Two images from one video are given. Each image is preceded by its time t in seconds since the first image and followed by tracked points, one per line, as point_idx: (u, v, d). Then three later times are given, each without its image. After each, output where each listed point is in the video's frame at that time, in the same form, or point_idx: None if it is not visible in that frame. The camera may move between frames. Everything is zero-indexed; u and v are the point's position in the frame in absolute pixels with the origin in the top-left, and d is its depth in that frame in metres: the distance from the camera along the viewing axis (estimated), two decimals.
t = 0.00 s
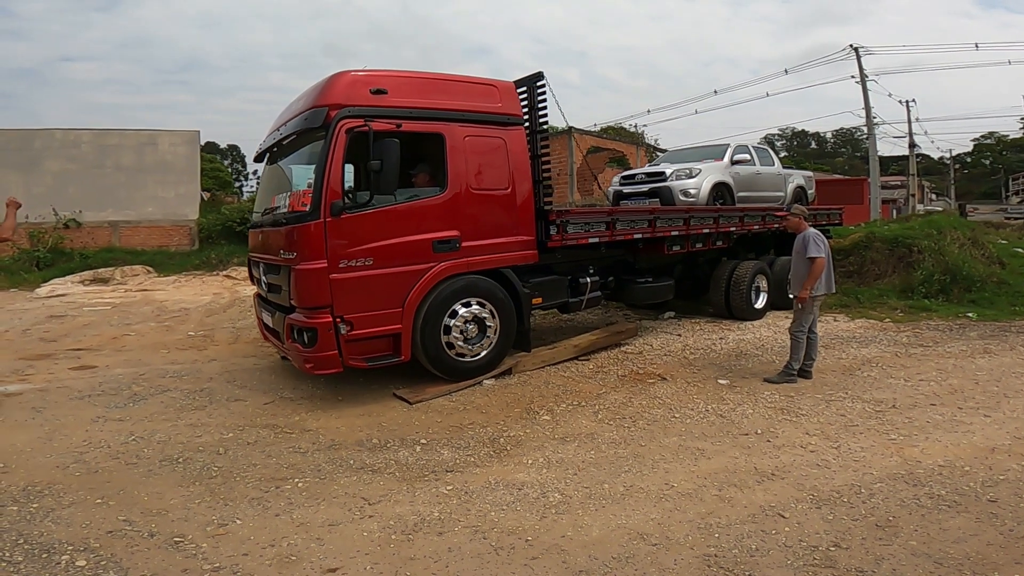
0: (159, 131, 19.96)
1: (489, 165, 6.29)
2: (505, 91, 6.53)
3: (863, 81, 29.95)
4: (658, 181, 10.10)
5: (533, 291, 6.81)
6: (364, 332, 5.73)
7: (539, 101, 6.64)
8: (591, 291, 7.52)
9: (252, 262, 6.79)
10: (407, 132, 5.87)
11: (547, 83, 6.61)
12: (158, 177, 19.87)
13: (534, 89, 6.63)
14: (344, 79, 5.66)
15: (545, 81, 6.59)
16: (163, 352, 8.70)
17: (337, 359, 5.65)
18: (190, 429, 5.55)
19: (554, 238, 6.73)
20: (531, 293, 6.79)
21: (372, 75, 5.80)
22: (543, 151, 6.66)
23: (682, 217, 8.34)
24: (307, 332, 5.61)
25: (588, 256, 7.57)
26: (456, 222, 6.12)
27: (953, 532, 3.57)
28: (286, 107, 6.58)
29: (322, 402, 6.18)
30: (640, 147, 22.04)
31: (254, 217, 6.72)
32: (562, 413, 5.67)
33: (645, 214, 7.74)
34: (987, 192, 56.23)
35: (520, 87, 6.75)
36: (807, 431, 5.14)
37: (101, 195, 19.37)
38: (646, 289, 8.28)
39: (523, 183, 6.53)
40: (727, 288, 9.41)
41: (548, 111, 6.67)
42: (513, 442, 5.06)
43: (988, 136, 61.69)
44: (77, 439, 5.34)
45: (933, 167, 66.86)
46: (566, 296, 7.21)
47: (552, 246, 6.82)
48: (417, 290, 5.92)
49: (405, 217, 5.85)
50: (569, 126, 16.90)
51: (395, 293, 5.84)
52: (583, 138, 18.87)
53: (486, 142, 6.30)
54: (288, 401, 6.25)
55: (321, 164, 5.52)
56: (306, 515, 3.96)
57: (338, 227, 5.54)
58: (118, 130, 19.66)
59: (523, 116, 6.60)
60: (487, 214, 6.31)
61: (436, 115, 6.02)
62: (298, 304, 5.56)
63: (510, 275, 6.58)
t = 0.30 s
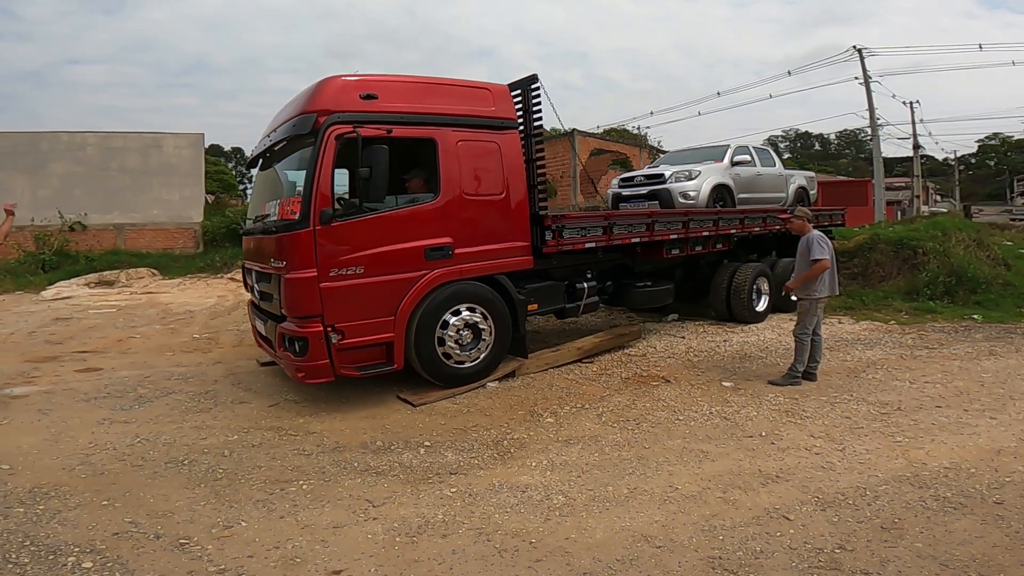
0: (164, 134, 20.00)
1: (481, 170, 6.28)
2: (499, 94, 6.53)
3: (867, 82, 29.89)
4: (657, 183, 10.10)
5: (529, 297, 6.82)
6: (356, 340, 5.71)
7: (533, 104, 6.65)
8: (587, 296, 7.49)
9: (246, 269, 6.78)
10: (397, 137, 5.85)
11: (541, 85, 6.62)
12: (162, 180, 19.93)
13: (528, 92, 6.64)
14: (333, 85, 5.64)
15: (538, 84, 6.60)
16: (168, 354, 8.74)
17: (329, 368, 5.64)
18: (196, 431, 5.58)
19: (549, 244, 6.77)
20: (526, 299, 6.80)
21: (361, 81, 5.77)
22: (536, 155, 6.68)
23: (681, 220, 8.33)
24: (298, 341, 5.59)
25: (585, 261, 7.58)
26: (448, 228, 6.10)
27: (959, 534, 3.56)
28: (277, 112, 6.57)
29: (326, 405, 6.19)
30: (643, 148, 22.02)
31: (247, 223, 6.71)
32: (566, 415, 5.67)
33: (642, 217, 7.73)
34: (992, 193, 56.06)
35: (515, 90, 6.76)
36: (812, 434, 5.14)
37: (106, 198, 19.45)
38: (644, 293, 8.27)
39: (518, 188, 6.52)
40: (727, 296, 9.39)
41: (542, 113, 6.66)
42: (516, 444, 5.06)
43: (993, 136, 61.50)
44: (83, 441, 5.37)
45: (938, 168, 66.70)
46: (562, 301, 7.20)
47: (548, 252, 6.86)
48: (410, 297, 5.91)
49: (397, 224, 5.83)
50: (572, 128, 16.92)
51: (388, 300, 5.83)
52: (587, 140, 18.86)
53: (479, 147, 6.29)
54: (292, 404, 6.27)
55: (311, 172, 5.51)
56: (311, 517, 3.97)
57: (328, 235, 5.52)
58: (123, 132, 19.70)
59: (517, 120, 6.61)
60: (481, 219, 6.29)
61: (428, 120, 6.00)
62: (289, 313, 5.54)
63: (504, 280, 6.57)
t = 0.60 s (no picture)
0: (165, 136, 20.03)
1: (468, 173, 6.17)
2: (487, 95, 6.43)
3: (867, 82, 29.92)
4: (651, 184, 10.05)
5: (518, 302, 6.71)
6: (339, 347, 5.62)
7: (522, 105, 6.61)
8: (580, 299, 7.42)
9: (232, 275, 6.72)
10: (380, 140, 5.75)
11: (529, 86, 6.57)
12: (164, 182, 19.96)
13: (517, 93, 6.59)
14: (314, 88, 5.55)
15: (526, 85, 6.56)
16: (170, 357, 8.74)
17: (311, 375, 5.56)
18: (197, 434, 5.58)
19: (538, 246, 6.64)
20: (516, 304, 6.69)
21: (343, 83, 5.68)
22: (526, 156, 6.59)
23: (675, 221, 8.27)
24: (280, 349, 5.52)
25: (578, 264, 7.50)
26: (434, 233, 5.99)
27: (961, 534, 3.56)
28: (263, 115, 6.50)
29: (326, 407, 6.19)
30: (643, 150, 22.05)
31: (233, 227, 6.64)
32: (567, 417, 5.67)
33: (635, 219, 7.67)
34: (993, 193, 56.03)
35: (503, 92, 6.71)
36: (814, 435, 5.13)
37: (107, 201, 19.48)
38: (638, 296, 8.24)
39: (506, 190, 6.42)
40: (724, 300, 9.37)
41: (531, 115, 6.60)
42: (518, 446, 5.06)
43: (994, 136, 61.47)
44: (84, 443, 5.37)
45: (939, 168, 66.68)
46: (553, 306, 7.13)
47: (537, 256, 6.71)
48: (395, 303, 5.80)
49: (380, 228, 5.72)
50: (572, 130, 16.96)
51: (372, 307, 5.72)
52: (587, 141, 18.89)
53: (466, 149, 6.19)
54: (292, 406, 6.26)
55: (291, 176, 5.42)
56: (313, 519, 3.97)
57: (308, 241, 5.42)
58: (125, 135, 19.78)
59: (505, 122, 6.52)
60: (469, 223, 6.18)
61: (412, 122, 5.91)
62: (270, 320, 5.46)
63: (493, 285, 6.47)
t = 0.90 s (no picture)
0: (167, 137, 20.03)
1: (447, 176, 6.07)
2: (468, 96, 6.31)
3: (867, 86, 29.96)
4: (643, 186, 10.09)
5: (501, 308, 6.62)
6: (311, 354, 5.56)
7: (504, 106, 6.46)
8: (564, 305, 7.35)
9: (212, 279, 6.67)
10: (355, 143, 5.66)
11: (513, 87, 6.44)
12: (165, 183, 19.97)
13: (500, 94, 6.45)
14: (286, 89, 5.48)
15: (510, 85, 6.42)
16: (170, 357, 8.74)
17: (282, 383, 5.51)
18: (197, 434, 5.58)
19: (521, 251, 6.54)
20: (498, 310, 6.60)
21: (315, 85, 5.59)
22: (508, 159, 6.47)
23: (666, 225, 8.24)
24: (250, 356, 5.47)
25: (566, 268, 7.46)
26: (411, 237, 5.90)
27: (960, 537, 3.56)
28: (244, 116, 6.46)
29: (325, 408, 6.19)
30: (644, 152, 22.07)
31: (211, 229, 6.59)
32: (566, 419, 5.67)
33: (623, 223, 7.58)
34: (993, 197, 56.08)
35: (486, 91, 6.57)
36: (814, 438, 5.13)
37: (109, 201, 19.49)
38: (627, 301, 8.18)
39: (488, 193, 6.31)
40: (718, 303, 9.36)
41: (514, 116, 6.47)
42: (517, 448, 5.06)
43: (995, 140, 61.49)
44: (84, 443, 5.37)
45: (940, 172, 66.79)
46: (538, 312, 7.06)
47: (520, 260, 6.62)
48: (370, 309, 5.73)
49: (354, 233, 5.64)
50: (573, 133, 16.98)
51: (347, 312, 5.66)
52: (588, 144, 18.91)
53: (445, 152, 6.08)
54: (291, 407, 6.26)
55: (259, 180, 5.35)
56: (312, 520, 3.97)
57: (277, 246, 5.36)
58: (126, 135, 19.76)
59: (488, 123, 6.41)
60: (448, 227, 6.09)
61: (389, 124, 5.82)
62: (240, 327, 5.42)
63: (475, 290, 6.37)
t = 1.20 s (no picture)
0: (174, 136, 20.08)
1: (437, 177, 6.07)
2: (459, 95, 6.30)
3: (874, 85, 29.83)
4: (638, 185, 10.03)
5: (496, 309, 6.62)
6: (301, 356, 5.58)
7: (496, 106, 6.45)
8: (562, 306, 7.34)
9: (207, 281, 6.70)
10: (342, 144, 5.66)
11: (504, 86, 6.42)
12: (172, 182, 20.04)
13: (491, 93, 6.45)
14: (271, 92, 5.50)
15: (501, 85, 6.40)
16: (176, 355, 8.79)
17: (273, 385, 5.53)
18: (202, 431, 5.61)
19: (516, 252, 6.54)
20: (493, 311, 6.60)
21: (302, 87, 5.60)
22: (501, 160, 6.47)
23: (665, 225, 8.20)
24: (241, 359, 5.50)
25: (563, 269, 7.45)
26: (400, 238, 5.90)
27: (965, 538, 3.55)
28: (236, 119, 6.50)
29: (329, 407, 6.20)
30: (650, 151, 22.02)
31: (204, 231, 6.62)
32: (570, 418, 5.67)
33: (619, 223, 7.56)
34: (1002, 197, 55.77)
35: (478, 91, 6.56)
36: (818, 438, 5.12)
37: (116, 199, 19.57)
38: (627, 302, 8.16)
39: (480, 193, 6.30)
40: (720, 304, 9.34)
41: (506, 116, 6.45)
42: (521, 446, 5.06)
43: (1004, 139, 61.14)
44: (91, 440, 5.40)
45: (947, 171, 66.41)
46: (534, 314, 7.05)
47: (515, 261, 6.62)
48: (360, 311, 5.73)
49: (343, 234, 5.65)
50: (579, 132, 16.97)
51: (337, 314, 5.67)
52: (593, 143, 18.89)
53: (435, 152, 6.08)
54: (295, 405, 6.28)
55: (246, 182, 5.38)
56: (316, 518, 3.98)
57: (265, 248, 5.38)
58: (133, 134, 19.81)
59: (480, 124, 6.40)
60: (439, 228, 6.08)
61: (377, 125, 5.82)
62: (230, 330, 5.45)
63: (468, 291, 6.36)
